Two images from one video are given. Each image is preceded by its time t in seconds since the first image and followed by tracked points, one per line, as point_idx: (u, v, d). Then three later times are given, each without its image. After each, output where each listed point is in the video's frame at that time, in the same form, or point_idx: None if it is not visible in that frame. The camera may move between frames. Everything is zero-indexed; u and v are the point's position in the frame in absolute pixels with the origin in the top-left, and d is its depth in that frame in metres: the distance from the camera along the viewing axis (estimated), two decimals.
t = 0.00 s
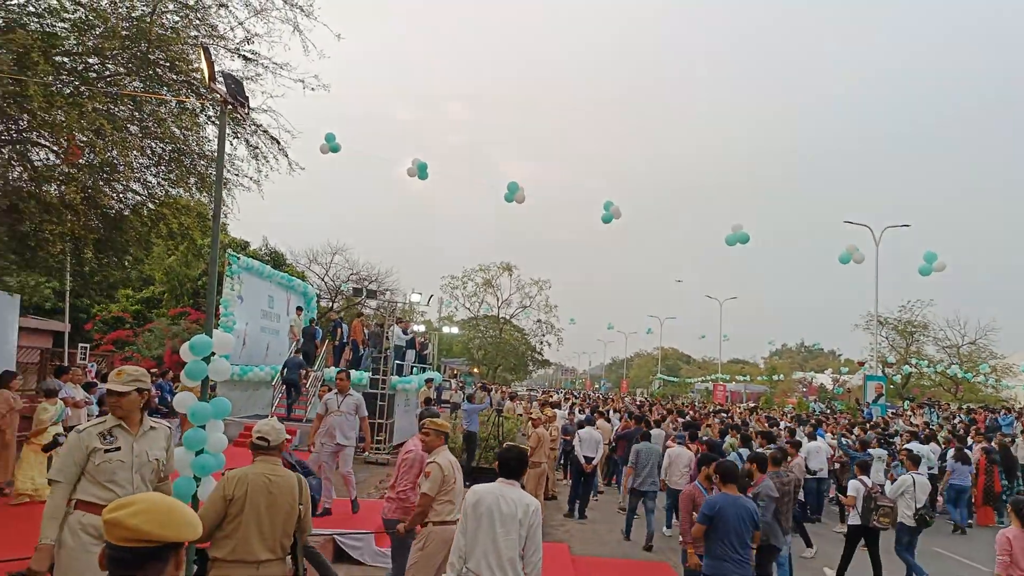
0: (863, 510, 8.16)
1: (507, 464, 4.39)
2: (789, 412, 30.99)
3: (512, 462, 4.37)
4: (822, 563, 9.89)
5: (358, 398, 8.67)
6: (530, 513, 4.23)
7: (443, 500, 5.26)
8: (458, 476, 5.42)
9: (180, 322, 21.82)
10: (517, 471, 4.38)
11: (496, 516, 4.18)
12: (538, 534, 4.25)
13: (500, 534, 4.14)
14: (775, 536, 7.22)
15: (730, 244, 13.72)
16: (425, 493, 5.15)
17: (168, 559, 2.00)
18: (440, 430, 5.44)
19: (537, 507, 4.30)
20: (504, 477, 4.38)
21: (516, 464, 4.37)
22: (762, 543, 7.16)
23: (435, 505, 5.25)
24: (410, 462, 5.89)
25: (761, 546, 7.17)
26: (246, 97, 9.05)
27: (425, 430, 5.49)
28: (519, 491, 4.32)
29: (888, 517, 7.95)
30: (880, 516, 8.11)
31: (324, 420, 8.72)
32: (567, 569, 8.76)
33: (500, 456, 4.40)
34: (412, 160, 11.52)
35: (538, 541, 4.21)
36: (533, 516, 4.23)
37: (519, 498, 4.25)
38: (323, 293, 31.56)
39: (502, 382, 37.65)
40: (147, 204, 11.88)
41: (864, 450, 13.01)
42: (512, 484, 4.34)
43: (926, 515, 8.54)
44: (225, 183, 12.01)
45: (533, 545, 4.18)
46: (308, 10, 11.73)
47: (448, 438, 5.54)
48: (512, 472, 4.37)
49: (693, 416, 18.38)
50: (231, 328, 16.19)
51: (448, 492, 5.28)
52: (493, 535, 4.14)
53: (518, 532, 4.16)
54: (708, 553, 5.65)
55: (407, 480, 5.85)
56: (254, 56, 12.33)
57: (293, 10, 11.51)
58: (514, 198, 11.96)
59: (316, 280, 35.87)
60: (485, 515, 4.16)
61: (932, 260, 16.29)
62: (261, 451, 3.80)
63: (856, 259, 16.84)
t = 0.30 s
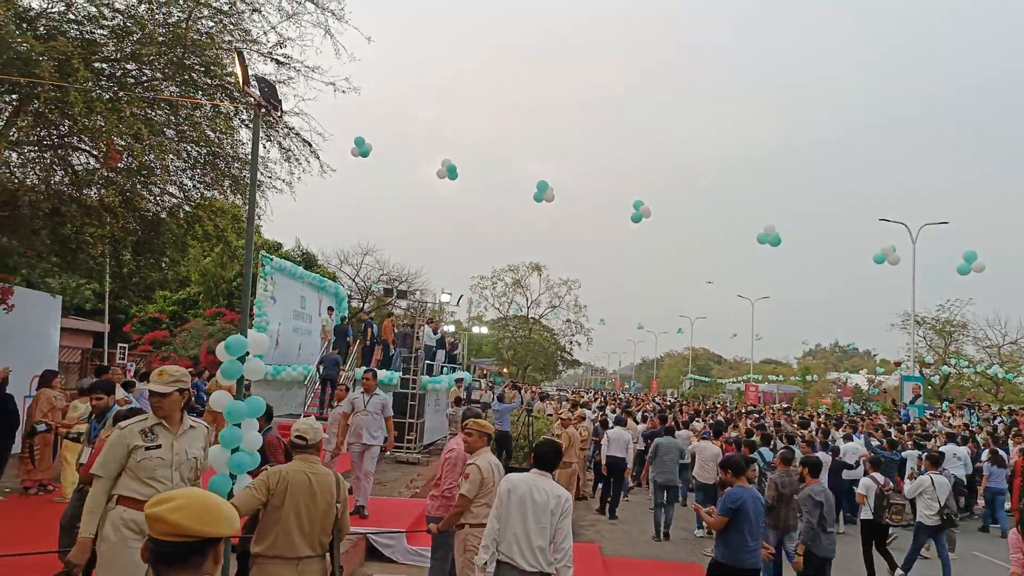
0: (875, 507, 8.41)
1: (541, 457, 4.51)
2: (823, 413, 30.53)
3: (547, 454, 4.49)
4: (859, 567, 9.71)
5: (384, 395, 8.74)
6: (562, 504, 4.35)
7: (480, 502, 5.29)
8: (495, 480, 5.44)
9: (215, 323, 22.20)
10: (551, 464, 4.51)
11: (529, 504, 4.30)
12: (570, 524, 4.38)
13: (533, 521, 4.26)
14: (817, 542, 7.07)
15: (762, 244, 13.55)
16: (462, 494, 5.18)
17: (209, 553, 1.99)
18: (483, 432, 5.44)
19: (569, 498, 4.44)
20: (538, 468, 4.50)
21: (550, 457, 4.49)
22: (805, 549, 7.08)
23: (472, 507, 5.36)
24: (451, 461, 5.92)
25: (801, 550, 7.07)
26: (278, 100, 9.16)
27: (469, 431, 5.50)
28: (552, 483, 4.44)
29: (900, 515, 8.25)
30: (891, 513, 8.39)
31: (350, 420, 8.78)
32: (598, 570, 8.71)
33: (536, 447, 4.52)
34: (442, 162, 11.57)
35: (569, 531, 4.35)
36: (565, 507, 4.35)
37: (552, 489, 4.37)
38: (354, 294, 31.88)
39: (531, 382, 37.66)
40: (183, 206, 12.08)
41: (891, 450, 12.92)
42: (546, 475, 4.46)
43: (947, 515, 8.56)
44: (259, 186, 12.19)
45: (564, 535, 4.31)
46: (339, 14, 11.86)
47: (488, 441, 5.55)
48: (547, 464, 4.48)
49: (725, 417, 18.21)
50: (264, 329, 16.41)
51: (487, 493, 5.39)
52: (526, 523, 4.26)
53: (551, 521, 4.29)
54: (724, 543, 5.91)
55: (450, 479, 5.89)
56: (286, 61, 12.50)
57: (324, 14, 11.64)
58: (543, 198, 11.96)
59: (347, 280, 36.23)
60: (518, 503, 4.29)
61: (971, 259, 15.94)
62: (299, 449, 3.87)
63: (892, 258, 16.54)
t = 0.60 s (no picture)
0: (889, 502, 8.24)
1: (576, 453, 4.84)
2: (858, 413, 30.01)
3: (580, 451, 4.81)
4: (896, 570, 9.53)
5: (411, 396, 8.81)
6: (592, 499, 4.68)
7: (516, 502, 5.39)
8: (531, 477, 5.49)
9: (249, 323, 22.55)
10: (585, 460, 4.84)
11: (560, 497, 4.67)
12: (600, 518, 4.70)
13: (562, 513, 4.63)
14: (870, 543, 6.54)
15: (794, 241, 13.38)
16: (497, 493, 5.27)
17: (241, 545, 2.02)
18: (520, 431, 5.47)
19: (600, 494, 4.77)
20: (572, 463, 4.85)
21: (583, 453, 4.82)
22: (855, 550, 6.58)
23: (506, 503, 5.63)
24: (490, 458, 6.00)
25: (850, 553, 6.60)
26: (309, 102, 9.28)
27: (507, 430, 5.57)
28: (583, 478, 4.78)
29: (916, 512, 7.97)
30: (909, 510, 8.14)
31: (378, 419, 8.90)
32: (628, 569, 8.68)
33: (570, 443, 4.85)
34: (471, 159, 11.63)
35: (598, 526, 4.67)
36: (595, 502, 4.69)
37: (582, 484, 4.71)
38: (383, 294, 32.15)
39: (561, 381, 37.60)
40: (217, 208, 12.29)
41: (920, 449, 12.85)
42: (578, 470, 4.81)
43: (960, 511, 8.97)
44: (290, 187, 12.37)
45: (592, 529, 4.64)
46: (368, 16, 11.98)
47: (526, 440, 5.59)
48: (579, 461, 4.82)
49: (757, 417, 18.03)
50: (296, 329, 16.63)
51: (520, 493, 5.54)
52: (556, 514, 4.64)
53: (580, 515, 4.64)
54: (724, 537, 6.02)
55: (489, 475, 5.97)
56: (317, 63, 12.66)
57: (354, 17, 11.77)
58: (572, 193, 11.95)
59: (377, 281, 36.55)
60: (549, 495, 4.66)
61: (1011, 256, 15.57)
62: (344, 449, 3.95)
63: (929, 255, 16.22)
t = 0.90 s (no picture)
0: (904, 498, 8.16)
1: (607, 446, 4.94)
2: (893, 411, 29.51)
3: (614, 446, 4.90)
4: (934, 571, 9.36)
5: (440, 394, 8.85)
6: (625, 494, 4.78)
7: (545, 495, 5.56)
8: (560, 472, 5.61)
9: (279, 323, 22.86)
10: (619, 455, 4.93)
11: (595, 490, 4.78)
12: (633, 512, 4.82)
13: (597, 506, 4.75)
14: (916, 546, 6.34)
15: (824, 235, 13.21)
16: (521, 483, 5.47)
17: (269, 535, 2.04)
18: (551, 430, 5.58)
19: (633, 489, 4.87)
20: (606, 457, 4.95)
21: (617, 448, 4.90)
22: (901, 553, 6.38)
23: (538, 503, 5.59)
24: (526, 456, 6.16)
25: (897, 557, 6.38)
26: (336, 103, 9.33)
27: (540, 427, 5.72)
28: (617, 472, 4.88)
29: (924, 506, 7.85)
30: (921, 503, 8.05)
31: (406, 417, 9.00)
32: (658, 567, 8.67)
33: (603, 438, 4.95)
34: (498, 158, 11.66)
35: (632, 520, 4.78)
36: (629, 497, 4.79)
37: (615, 479, 4.81)
38: (411, 294, 32.38)
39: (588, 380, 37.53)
40: (248, 210, 12.48)
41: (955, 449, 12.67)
42: (612, 464, 4.91)
43: (976, 503, 8.88)
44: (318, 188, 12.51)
45: (627, 524, 4.75)
46: (394, 17, 12.07)
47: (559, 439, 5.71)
48: (613, 455, 4.92)
49: (788, 415, 17.85)
50: (325, 328, 16.82)
51: (548, 485, 5.56)
52: (591, 509, 4.75)
53: (614, 509, 4.75)
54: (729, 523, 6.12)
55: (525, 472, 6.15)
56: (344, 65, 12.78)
57: (381, 18, 11.87)
58: (598, 190, 11.93)
59: (404, 281, 36.80)
60: (585, 488, 4.78)
61: None
62: (381, 446, 4.00)
63: (964, 248, 15.91)
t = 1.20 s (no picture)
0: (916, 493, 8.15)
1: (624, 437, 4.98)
2: (911, 407, 29.25)
3: (631, 436, 4.93)
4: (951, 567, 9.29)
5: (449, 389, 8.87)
6: (644, 484, 4.84)
7: (561, 488, 5.58)
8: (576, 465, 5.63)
9: (293, 321, 23.01)
10: (637, 446, 4.96)
11: (614, 481, 4.81)
12: (651, 503, 4.87)
13: (616, 497, 4.78)
14: (937, 546, 6.18)
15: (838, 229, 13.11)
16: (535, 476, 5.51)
17: (275, 527, 2.07)
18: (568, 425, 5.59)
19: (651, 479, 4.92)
20: (623, 448, 4.98)
21: (634, 438, 4.93)
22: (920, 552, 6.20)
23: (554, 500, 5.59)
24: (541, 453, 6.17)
25: (916, 556, 6.18)
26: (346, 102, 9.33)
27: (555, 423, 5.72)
28: (635, 462, 4.92)
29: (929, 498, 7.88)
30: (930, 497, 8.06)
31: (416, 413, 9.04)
32: (671, 563, 8.68)
33: (620, 430, 4.97)
34: (508, 155, 11.65)
35: (651, 510, 4.83)
36: (647, 487, 4.84)
37: (633, 470, 4.84)
38: (424, 291, 32.48)
39: (602, 377, 37.49)
40: (261, 210, 12.57)
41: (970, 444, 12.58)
42: (630, 455, 4.95)
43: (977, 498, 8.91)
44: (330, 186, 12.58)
45: (646, 514, 4.80)
46: (405, 15, 12.08)
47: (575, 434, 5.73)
48: (630, 446, 4.96)
49: (803, 411, 17.76)
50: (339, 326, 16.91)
51: (561, 482, 5.58)
52: (611, 500, 4.78)
53: (633, 500, 4.79)
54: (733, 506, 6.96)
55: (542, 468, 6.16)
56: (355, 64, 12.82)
57: (391, 16, 11.88)
58: (609, 187, 11.90)
59: (418, 278, 36.91)
60: (604, 480, 4.81)
61: None
62: (401, 443, 4.09)
63: (981, 241, 15.73)
